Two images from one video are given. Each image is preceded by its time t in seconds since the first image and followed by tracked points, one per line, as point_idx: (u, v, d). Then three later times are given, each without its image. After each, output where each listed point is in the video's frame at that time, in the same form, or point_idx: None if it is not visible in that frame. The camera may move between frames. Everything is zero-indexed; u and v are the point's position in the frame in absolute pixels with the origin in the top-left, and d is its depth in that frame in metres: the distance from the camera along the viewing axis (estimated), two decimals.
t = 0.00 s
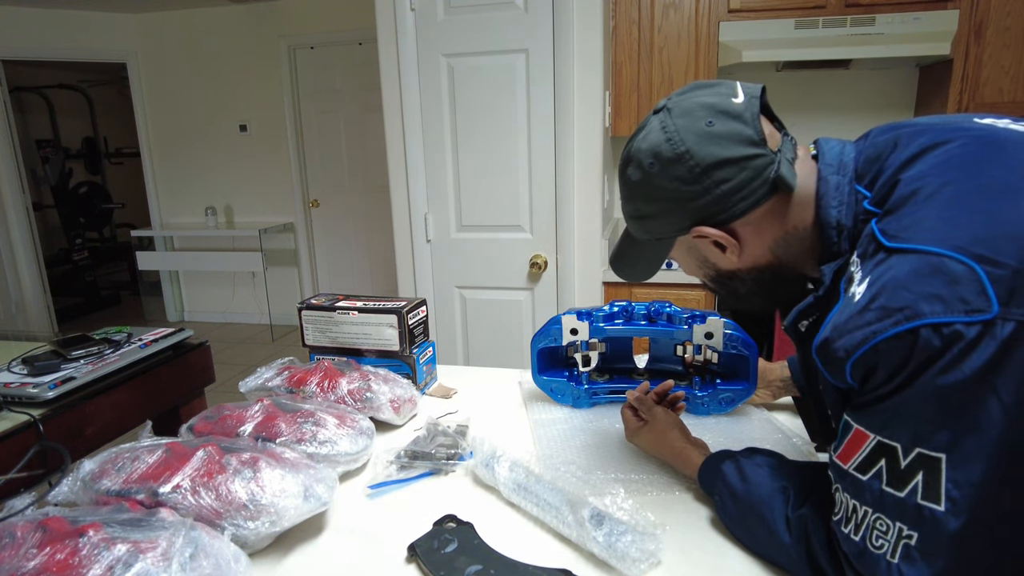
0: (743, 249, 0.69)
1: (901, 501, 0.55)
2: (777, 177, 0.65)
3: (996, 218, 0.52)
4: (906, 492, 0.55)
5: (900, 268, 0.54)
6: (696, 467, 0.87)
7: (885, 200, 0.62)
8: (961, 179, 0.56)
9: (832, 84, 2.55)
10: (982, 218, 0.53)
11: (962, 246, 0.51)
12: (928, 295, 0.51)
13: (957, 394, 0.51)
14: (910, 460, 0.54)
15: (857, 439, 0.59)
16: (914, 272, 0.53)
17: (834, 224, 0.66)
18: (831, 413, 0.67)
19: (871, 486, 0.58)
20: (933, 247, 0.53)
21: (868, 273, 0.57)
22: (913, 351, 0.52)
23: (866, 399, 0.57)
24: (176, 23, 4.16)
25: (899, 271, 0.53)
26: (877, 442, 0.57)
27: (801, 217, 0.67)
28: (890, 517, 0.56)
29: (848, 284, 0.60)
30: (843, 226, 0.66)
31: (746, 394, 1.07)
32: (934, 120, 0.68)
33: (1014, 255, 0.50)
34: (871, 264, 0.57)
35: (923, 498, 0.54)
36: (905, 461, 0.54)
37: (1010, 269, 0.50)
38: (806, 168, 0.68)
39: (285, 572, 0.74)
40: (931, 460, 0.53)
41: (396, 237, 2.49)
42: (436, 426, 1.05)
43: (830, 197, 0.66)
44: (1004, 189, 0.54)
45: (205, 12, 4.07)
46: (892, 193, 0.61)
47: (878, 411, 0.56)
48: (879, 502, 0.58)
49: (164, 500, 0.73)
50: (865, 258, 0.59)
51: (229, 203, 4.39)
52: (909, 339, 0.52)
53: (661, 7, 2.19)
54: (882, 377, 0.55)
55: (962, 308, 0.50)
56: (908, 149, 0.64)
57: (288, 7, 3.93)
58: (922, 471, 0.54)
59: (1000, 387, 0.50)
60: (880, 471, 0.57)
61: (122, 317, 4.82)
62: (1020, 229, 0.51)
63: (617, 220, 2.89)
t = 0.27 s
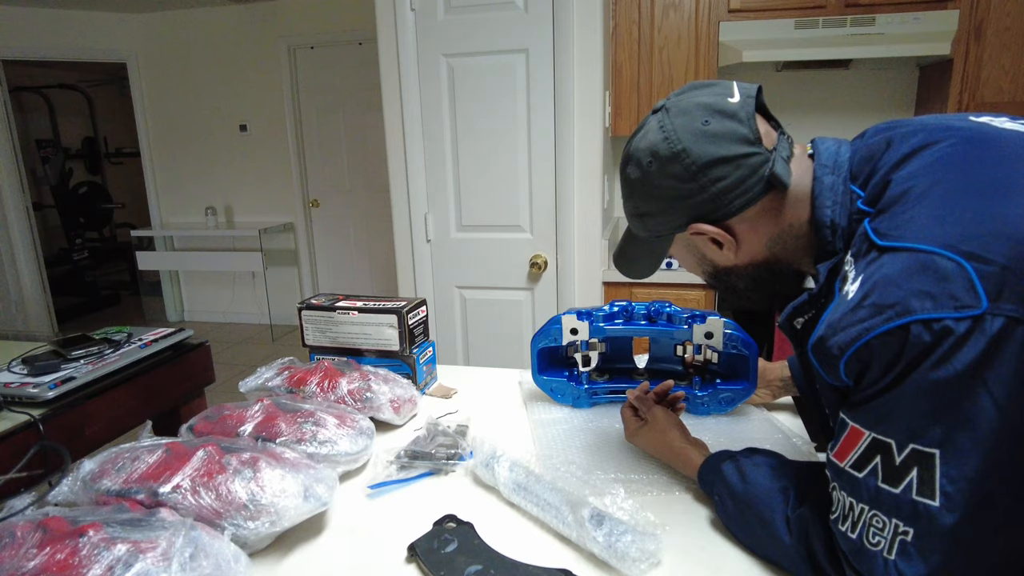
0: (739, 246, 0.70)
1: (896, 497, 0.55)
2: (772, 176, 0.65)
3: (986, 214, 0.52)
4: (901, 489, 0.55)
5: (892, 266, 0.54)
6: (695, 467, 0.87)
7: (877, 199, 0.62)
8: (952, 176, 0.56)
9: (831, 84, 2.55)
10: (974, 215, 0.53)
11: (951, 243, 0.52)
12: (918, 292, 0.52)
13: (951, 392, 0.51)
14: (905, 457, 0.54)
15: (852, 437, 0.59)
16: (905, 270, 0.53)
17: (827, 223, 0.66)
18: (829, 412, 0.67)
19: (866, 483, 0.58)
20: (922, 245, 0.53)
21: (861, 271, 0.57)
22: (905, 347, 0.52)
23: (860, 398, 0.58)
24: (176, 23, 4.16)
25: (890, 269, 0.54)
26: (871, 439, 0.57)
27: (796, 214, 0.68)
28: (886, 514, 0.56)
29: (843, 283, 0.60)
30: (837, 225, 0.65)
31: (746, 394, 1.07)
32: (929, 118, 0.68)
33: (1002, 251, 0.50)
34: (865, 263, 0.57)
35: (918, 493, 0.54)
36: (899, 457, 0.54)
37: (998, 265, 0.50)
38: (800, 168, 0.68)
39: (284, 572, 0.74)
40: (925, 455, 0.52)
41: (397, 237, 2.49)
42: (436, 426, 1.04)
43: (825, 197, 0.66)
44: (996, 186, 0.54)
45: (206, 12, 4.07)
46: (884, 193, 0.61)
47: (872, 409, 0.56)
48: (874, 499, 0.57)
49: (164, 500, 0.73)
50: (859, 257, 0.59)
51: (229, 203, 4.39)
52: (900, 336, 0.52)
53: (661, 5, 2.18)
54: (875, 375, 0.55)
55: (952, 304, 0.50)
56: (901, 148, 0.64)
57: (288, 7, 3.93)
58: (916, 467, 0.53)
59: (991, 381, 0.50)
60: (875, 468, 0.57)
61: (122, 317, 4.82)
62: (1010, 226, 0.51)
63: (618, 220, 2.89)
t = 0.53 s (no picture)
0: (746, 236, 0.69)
1: (903, 494, 0.55)
2: (784, 170, 0.65)
3: (997, 213, 0.53)
4: (907, 485, 0.55)
5: (903, 262, 0.54)
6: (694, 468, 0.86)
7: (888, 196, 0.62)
8: (963, 174, 0.56)
9: (831, 84, 2.55)
10: (986, 212, 0.53)
11: (963, 240, 0.52)
12: (929, 287, 0.52)
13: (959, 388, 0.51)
14: (913, 453, 0.54)
15: (859, 433, 0.59)
16: (916, 266, 0.53)
17: (838, 219, 0.66)
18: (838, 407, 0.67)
19: (872, 480, 0.58)
20: (933, 241, 0.53)
21: (873, 266, 0.56)
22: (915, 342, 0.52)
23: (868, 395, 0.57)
24: (176, 23, 4.16)
25: (901, 265, 0.53)
26: (879, 435, 0.57)
27: (808, 208, 0.67)
28: (891, 510, 0.56)
29: (851, 279, 0.60)
30: (848, 222, 0.65)
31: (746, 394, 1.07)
32: (941, 115, 0.68)
33: (1014, 249, 0.51)
34: (874, 259, 0.57)
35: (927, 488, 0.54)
36: (907, 454, 0.55)
37: (1009, 262, 0.50)
38: (814, 160, 0.68)
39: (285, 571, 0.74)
40: (932, 451, 0.53)
41: (397, 236, 2.49)
42: (436, 426, 1.04)
43: (836, 193, 0.66)
44: (1006, 185, 0.54)
45: (206, 12, 4.07)
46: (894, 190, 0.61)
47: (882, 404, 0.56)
48: (880, 495, 0.58)
49: (164, 500, 0.73)
50: (868, 253, 0.59)
51: (229, 203, 4.39)
52: (910, 331, 0.52)
53: (662, 6, 2.22)
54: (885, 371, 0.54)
55: (962, 300, 0.51)
56: (913, 144, 0.63)
57: (288, 7, 3.93)
58: (923, 463, 0.54)
59: (1000, 378, 0.51)
60: (881, 464, 0.57)
61: (122, 317, 4.82)
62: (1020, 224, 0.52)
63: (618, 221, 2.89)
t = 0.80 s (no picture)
0: (795, 154, 0.68)
1: (938, 485, 0.55)
2: (842, 97, 0.62)
3: None
4: (944, 476, 0.54)
5: (959, 239, 0.53)
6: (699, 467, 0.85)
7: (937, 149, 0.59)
8: None
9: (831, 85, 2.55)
10: None
11: (1012, 220, 0.52)
12: (984, 267, 0.51)
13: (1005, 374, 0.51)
14: (952, 443, 0.54)
15: (895, 421, 0.58)
16: (972, 244, 0.52)
17: (891, 163, 0.63)
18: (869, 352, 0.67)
19: (906, 471, 0.58)
20: (991, 220, 0.52)
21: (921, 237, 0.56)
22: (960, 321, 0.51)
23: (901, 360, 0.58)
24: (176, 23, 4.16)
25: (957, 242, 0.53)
26: (917, 423, 0.56)
27: (864, 138, 0.65)
28: (925, 501, 0.56)
29: (891, 243, 0.59)
30: (898, 164, 0.63)
31: (746, 395, 1.07)
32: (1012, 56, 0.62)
33: None
34: (920, 226, 0.56)
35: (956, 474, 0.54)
36: (945, 443, 0.54)
37: None
38: (877, 91, 0.63)
39: (285, 571, 0.74)
40: (975, 442, 0.52)
41: (396, 236, 2.49)
42: (436, 426, 1.04)
43: (893, 135, 0.62)
44: None
45: (206, 12, 4.07)
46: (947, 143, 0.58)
47: (909, 389, 0.56)
48: (913, 487, 0.57)
49: (164, 500, 0.73)
50: (915, 217, 0.57)
51: (229, 203, 4.39)
52: (959, 306, 0.51)
53: (661, 6, 2.21)
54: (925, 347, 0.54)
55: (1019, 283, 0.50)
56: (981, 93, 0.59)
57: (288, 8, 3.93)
58: (963, 453, 0.53)
59: None
60: (916, 454, 0.57)
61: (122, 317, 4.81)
62: None
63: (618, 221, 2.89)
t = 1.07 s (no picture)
0: (799, 50, 0.73)
1: None
2: None
3: None
4: None
5: (987, 92, 0.57)
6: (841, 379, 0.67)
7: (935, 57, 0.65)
8: None
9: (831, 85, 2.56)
10: None
11: None
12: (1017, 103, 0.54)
13: None
14: None
15: None
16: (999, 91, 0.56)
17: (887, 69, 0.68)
18: (891, 227, 0.70)
19: None
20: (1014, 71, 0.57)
21: (954, 101, 0.59)
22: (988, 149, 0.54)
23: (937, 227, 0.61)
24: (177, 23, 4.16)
25: (984, 94, 0.57)
26: None
27: (861, 48, 0.70)
28: None
29: (915, 121, 0.63)
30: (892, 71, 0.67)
31: (746, 394, 1.07)
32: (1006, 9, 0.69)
33: None
34: (944, 97, 0.60)
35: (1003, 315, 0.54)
36: None
37: None
38: (881, 12, 0.69)
39: (285, 571, 0.74)
40: None
41: (396, 237, 2.49)
42: (436, 426, 1.04)
43: (891, 45, 0.68)
44: None
45: (206, 12, 4.07)
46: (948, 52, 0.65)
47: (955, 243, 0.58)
48: None
49: (164, 500, 0.73)
50: (932, 96, 0.62)
51: (229, 203, 4.39)
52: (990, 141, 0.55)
53: (662, 6, 2.21)
54: (959, 202, 0.57)
55: None
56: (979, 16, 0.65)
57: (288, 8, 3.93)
58: None
59: None
60: None
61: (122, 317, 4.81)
62: None
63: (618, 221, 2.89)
